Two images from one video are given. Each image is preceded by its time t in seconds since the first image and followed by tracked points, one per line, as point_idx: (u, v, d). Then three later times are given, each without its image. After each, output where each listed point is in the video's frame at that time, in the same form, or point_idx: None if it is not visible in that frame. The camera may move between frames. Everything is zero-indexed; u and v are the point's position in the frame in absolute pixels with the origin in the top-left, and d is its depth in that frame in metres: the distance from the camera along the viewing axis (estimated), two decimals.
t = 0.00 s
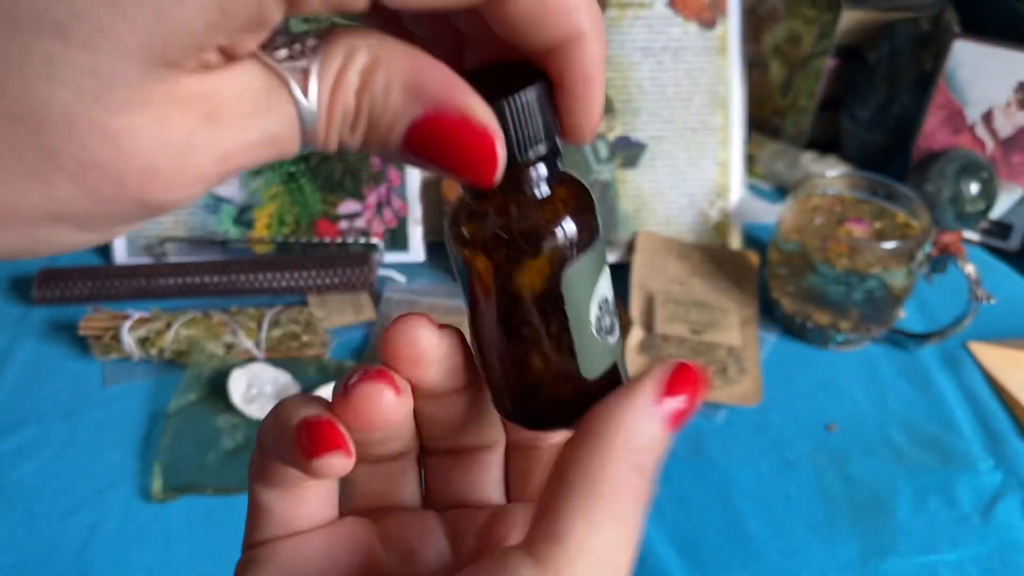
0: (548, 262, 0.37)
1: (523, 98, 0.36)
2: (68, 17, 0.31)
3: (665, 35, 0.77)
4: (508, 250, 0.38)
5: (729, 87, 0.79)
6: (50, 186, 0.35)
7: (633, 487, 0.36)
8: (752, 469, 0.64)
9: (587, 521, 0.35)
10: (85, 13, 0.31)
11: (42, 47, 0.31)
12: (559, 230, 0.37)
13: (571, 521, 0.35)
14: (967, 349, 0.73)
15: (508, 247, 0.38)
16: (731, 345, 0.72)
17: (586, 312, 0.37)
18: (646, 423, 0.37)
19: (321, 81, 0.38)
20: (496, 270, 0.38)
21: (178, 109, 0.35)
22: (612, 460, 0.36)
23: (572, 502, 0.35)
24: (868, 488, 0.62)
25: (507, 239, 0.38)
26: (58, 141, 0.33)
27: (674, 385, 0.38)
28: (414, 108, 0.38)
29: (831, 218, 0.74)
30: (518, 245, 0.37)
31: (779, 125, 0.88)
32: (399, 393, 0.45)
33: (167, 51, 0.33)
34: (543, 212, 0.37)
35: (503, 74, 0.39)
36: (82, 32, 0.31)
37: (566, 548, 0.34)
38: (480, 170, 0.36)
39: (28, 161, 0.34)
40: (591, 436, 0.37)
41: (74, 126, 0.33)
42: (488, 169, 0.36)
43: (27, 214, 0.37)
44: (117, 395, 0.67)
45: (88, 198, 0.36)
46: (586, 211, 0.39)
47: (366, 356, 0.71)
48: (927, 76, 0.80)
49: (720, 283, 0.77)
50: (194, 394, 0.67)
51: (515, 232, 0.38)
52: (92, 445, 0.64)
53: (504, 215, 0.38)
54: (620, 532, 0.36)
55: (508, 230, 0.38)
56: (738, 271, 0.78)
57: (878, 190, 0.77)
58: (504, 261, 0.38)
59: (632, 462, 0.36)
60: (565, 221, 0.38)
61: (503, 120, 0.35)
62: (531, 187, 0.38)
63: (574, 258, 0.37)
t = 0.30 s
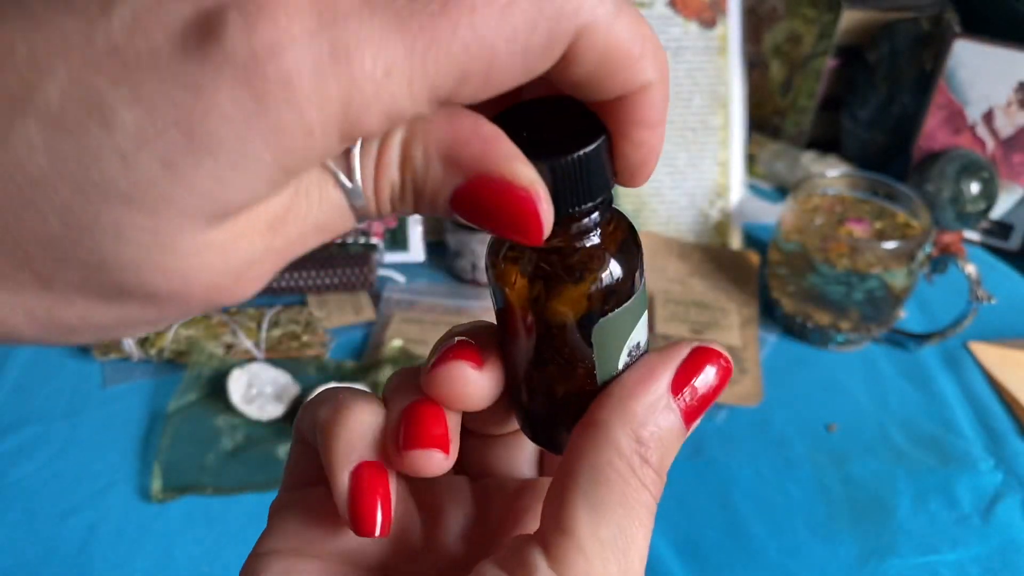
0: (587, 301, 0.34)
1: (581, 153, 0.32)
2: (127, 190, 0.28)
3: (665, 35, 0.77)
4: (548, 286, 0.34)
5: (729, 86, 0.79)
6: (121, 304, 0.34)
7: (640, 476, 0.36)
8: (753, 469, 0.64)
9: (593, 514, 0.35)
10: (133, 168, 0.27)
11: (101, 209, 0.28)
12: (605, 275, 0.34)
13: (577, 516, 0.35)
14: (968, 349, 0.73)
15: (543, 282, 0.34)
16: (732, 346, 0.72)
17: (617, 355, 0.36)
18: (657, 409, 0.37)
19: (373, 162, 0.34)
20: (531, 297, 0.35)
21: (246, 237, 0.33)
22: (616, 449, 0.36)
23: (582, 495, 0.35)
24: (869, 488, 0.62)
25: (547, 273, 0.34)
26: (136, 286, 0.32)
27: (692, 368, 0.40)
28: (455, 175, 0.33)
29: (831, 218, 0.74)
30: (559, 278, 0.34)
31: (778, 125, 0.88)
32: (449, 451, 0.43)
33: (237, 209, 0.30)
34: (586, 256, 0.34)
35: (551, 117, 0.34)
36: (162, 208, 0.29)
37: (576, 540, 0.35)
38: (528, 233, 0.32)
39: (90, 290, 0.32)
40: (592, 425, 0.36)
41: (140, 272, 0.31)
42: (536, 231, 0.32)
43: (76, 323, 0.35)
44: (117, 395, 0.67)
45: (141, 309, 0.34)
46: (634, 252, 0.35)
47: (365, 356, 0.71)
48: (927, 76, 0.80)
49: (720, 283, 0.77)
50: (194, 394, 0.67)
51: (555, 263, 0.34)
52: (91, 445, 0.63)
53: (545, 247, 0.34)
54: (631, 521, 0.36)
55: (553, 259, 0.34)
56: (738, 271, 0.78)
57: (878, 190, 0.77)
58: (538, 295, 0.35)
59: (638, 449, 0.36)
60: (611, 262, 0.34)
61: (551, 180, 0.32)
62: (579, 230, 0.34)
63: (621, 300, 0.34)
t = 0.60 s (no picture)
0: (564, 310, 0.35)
1: (543, 161, 0.33)
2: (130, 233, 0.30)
3: (665, 35, 0.77)
4: (527, 294, 0.35)
5: (729, 86, 0.79)
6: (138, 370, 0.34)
7: (602, 497, 0.36)
8: (752, 469, 0.64)
9: (544, 527, 0.35)
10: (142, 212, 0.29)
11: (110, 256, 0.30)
12: (582, 287, 0.34)
13: (529, 527, 0.35)
14: (969, 349, 0.73)
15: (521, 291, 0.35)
16: (732, 346, 0.72)
17: (595, 370, 0.36)
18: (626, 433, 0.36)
19: (351, 203, 0.36)
20: (508, 304, 0.35)
21: (248, 292, 0.34)
22: (577, 469, 0.35)
23: (538, 509, 0.35)
24: (869, 489, 0.62)
25: (526, 283, 0.35)
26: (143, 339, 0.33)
27: (678, 394, 0.39)
28: (425, 187, 0.34)
29: (831, 218, 0.74)
30: (536, 287, 0.35)
31: (779, 125, 0.87)
32: (430, 455, 0.44)
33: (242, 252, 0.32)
34: (563, 268, 0.35)
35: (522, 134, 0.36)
36: (166, 251, 0.30)
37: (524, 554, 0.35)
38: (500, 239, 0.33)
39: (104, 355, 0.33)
40: (557, 441, 0.36)
41: (151, 324, 0.32)
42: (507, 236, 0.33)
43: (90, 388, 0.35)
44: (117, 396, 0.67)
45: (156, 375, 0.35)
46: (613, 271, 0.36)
47: (365, 356, 0.71)
48: (928, 76, 0.80)
49: (721, 283, 0.77)
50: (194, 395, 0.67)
51: (532, 271, 0.35)
52: (90, 446, 0.63)
53: (524, 257, 0.35)
54: (584, 539, 0.35)
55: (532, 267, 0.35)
56: (738, 272, 0.78)
57: (878, 190, 0.77)
58: (515, 302, 0.35)
59: (601, 469, 0.36)
60: (589, 275, 0.35)
61: (522, 187, 0.33)
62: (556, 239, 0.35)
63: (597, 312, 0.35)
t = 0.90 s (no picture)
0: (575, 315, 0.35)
1: (544, 163, 0.35)
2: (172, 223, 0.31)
3: (666, 35, 0.77)
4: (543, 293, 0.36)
5: (729, 86, 0.79)
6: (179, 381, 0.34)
7: (607, 513, 0.35)
8: (752, 470, 0.64)
9: (540, 541, 0.35)
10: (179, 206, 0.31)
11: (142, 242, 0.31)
12: (594, 296, 0.35)
13: (524, 541, 0.35)
14: (969, 349, 0.73)
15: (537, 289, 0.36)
16: (732, 346, 0.72)
17: (608, 386, 0.36)
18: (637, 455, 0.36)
19: (370, 217, 0.37)
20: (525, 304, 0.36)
21: (277, 292, 0.34)
22: (581, 489, 0.35)
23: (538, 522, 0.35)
24: (869, 489, 0.62)
25: (539, 283, 0.36)
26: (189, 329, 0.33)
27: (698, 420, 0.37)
28: (436, 195, 0.37)
29: (831, 218, 0.74)
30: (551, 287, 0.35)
31: (779, 125, 0.87)
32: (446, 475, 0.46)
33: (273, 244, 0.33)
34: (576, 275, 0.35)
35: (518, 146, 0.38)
36: (196, 239, 0.31)
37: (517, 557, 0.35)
38: (511, 235, 0.35)
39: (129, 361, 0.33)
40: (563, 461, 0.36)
41: (179, 323, 0.32)
42: (518, 231, 0.35)
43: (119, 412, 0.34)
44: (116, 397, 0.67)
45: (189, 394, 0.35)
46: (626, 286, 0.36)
47: (365, 356, 0.71)
48: (928, 76, 0.80)
49: (721, 284, 0.77)
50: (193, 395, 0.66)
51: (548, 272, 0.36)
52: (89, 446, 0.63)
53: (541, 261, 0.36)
54: (582, 554, 0.35)
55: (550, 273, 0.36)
56: (737, 272, 0.78)
57: (879, 190, 0.77)
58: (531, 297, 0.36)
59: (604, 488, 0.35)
60: (602, 286, 0.35)
61: (530, 185, 0.35)
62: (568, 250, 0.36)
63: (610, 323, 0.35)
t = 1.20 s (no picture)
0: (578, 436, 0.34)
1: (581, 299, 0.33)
2: (203, 206, 0.30)
3: (666, 34, 0.77)
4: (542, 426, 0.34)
5: (729, 86, 0.79)
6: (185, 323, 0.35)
7: None
8: (752, 470, 0.64)
9: None
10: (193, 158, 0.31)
11: (154, 167, 0.31)
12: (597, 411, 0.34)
13: None
14: (970, 349, 0.73)
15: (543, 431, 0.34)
16: (733, 346, 0.72)
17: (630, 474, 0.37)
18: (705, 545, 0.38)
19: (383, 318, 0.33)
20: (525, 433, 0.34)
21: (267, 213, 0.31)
22: None
23: None
24: (869, 490, 0.62)
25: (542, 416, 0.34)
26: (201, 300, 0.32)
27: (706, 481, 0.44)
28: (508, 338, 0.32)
29: (832, 218, 0.74)
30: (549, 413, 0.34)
31: (779, 125, 0.87)
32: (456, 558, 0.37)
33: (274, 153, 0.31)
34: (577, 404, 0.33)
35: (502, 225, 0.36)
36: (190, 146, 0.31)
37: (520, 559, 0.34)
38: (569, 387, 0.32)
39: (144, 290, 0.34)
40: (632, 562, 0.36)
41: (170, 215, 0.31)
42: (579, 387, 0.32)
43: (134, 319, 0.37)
44: (115, 396, 0.67)
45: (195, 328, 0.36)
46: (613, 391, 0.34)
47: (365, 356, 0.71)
48: (928, 76, 0.80)
49: (721, 283, 0.77)
50: (193, 395, 0.66)
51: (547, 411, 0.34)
52: (89, 445, 0.63)
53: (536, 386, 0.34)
54: None
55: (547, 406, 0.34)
56: (737, 272, 0.78)
57: (879, 190, 0.77)
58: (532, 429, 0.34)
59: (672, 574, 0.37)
60: (604, 404, 0.34)
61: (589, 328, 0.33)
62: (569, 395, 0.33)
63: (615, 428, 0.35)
